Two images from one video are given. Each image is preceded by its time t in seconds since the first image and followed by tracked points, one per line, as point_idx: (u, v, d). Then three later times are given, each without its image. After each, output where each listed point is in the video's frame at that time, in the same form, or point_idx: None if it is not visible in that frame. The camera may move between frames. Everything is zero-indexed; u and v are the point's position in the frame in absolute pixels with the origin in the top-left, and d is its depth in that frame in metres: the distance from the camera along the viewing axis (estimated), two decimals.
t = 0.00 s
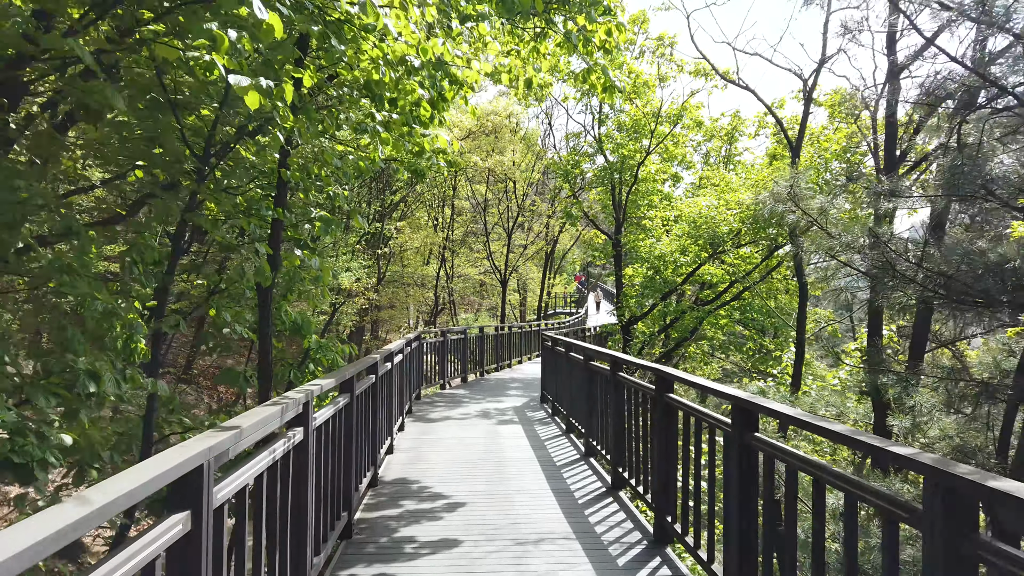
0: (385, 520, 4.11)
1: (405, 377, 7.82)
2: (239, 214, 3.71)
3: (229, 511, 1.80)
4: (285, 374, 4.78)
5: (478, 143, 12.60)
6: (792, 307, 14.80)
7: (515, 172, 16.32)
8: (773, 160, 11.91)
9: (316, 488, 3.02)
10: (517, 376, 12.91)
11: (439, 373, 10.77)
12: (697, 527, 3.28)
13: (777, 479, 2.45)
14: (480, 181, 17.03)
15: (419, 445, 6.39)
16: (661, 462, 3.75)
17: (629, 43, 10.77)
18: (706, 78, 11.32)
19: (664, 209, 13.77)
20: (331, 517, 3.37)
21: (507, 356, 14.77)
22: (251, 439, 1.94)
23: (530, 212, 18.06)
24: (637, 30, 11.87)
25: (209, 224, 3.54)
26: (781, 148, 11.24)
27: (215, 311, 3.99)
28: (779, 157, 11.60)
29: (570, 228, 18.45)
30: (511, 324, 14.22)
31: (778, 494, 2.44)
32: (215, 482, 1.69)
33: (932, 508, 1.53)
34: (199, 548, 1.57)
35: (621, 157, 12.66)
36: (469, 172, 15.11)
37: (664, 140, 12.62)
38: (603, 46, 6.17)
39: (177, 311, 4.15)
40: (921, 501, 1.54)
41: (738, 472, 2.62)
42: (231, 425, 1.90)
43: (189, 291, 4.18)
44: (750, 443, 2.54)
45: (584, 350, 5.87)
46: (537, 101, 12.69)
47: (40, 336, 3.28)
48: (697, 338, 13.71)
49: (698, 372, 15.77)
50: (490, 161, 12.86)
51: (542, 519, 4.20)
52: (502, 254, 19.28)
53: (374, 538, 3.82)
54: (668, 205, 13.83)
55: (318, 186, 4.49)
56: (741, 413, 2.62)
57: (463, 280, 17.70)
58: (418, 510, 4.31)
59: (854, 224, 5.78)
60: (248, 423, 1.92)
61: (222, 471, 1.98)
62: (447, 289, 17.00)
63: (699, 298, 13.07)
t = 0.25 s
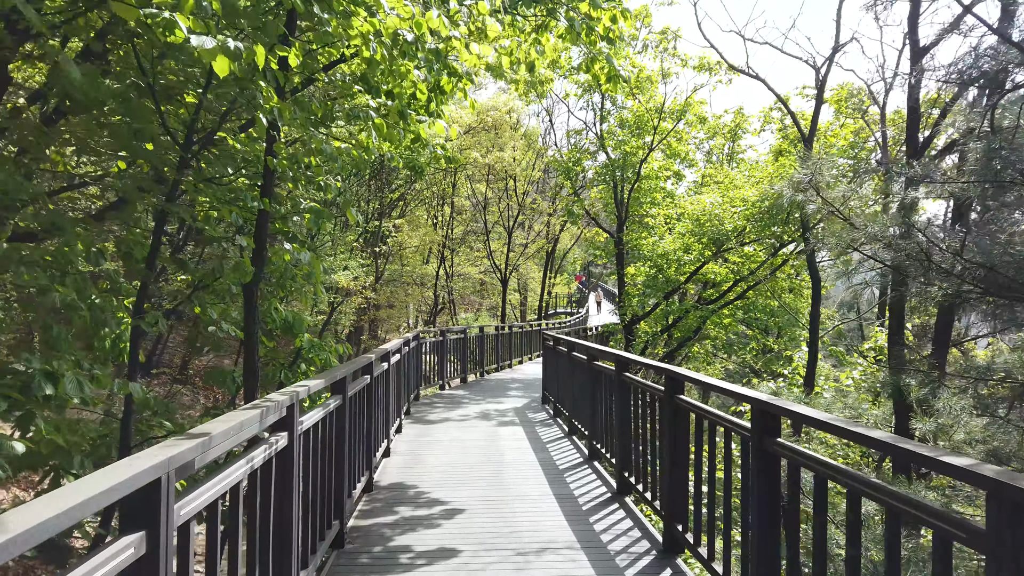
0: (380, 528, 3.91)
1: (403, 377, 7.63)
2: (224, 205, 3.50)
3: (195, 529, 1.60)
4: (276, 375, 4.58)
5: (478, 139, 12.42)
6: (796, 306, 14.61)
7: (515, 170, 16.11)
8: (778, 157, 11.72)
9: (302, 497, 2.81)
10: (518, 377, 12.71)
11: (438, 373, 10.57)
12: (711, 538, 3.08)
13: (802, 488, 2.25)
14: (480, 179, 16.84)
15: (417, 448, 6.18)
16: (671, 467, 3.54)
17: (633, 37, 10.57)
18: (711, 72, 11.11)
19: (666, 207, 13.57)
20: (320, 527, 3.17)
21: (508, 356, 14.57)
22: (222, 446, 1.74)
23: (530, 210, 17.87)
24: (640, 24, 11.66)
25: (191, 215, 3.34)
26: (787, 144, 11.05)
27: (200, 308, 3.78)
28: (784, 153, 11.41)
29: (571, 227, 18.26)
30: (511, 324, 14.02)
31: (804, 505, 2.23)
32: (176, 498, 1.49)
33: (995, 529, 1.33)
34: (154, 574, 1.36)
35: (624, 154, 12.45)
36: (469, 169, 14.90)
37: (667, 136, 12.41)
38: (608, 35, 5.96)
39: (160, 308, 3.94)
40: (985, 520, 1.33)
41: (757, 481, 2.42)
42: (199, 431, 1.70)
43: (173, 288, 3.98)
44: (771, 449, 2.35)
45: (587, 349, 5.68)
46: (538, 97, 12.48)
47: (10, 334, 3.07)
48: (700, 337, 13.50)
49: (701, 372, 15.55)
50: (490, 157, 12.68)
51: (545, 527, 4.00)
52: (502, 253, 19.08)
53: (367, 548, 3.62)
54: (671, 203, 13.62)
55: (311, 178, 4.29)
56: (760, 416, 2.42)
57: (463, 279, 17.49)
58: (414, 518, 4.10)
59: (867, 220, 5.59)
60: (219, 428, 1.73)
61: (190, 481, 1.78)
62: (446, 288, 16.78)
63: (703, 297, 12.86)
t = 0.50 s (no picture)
0: (374, 539, 3.69)
1: (401, 378, 7.41)
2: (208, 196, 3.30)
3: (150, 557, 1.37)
4: (266, 376, 4.36)
5: (479, 136, 12.21)
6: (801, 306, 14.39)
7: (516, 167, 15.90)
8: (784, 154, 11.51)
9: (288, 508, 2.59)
10: (519, 378, 12.49)
11: (437, 373, 10.35)
12: (728, 552, 2.86)
13: (837, 502, 2.04)
14: (480, 177, 16.62)
15: (415, 451, 5.96)
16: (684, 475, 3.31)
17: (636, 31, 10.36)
18: (716, 67, 10.89)
19: (670, 205, 13.35)
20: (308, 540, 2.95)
21: (508, 356, 14.35)
22: (186, 460, 1.53)
23: (531, 209, 17.66)
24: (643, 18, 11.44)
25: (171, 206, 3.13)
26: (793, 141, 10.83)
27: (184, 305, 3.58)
28: (790, 150, 11.20)
29: (572, 226, 18.03)
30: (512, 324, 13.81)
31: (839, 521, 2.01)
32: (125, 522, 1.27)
33: None
34: None
35: (627, 151, 12.24)
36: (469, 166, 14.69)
37: (671, 132, 12.19)
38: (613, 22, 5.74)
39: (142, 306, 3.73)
40: None
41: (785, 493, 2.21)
42: (159, 443, 1.49)
43: (156, 284, 3.77)
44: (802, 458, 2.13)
45: (592, 349, 5.45)
46: (540, 92, 12.27)
47: None
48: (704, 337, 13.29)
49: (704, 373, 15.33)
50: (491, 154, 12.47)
51: (549, 538, 3.78)
52: (502, 252, 18.86)
53: (360, 561, 3.40)
54: (674, 201, 13.41)
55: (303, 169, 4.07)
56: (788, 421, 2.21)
57: (463, 279, 17.26)
58: (411, 527, 3.89)
59: (884, 215, 5.37)
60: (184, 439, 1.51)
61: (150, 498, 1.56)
62: (446, 288, 16.57)
63: (707, 297, 12.65)
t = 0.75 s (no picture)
0: (361, 555, 3.50)
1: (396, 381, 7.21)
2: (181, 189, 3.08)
3: None
4: (251, 381, 4.16)
5: (478, 134, 12.02)
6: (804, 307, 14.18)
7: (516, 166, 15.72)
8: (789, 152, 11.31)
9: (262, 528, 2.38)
10: (518, 380, 12.29)
11: (434, 376, 10.15)
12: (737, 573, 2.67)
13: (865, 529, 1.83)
14: (479, 176, 16.43)
15: (409, 458, 5.76)
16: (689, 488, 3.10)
17: (638, 27, 10.18)
18: (718, 63, 10.69)
19: (672, 204, 13.16)
20: (287, 560, 2.74)
21: (507, 358, 14.15)
22: (125, 489, 1.33)
23: (531, 208, 17.46)
24: (645, 13, 11.25)
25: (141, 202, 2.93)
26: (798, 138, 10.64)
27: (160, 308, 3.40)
28: (795, 148, 11.00)
29: (572, 225, 17.83)
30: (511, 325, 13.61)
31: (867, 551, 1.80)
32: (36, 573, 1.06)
33: None
34: None
35: (628, 149, 12.05)
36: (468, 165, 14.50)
37: (673, 130, 12.01)
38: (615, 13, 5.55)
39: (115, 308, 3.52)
40: None
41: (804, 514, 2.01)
42: (91, 471, 1.29)
43: (131, 285, 3.56)
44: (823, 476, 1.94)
45: (593, 352, 5.25)
46: (540, 89, 12.08)
47: None
48: (706, 338, 13.10)
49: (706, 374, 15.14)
50: (489, 152, 12.28)
51: (546, 552, 3.58)
52: (502, 252, 18.66)
53: None
54: (676, 200, 13.23)
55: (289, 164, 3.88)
56: (807, 435, 2.01)
57: (462, 279, 17.06)
58: (401, 541, 3.69)
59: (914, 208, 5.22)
60: (121, 464, 1.32)
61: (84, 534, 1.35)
62: (445, 288, 16.37)
63: (709, 297, 12.44)
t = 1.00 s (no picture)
0: (347, 569, 3.28)
1: (391, 383, 7.00)
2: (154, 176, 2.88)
3: None
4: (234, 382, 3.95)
5: (476, 129, 11.81)
6: (808, 306, 13.97)
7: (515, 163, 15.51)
8: (794, 148, 11.10)
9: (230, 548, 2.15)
10: (517, 380, 12.07)
11: (432, 377, 9.93)
12: None
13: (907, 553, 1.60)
14: (478, 173, 16.23)
15: (404, 463, 5.54)
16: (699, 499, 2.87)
17: (641, 20, 9.98)
18: (722, 57, 10.48)
19: (674, 201, 12.95)
20: None
21: (507, 358, 13.93)
22: (39, 517, 1.11)
23: (531, 206, 17.26)
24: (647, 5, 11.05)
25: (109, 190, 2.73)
26: (803, 134, 10.45)
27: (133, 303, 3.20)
28: (800, 144, 10.80)
29: (573, 224, 17.61)
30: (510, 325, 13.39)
31: None
32: None
33: None
34: None
35: (630, 145, 11.84)
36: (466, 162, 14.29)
37: (675, 125, 11.80)
38: None
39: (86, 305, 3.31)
40: None
41: (831, 532, 1.80)
42: None
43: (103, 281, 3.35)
44: (851, 489, 1.73)
45: (594, 353, 5.04)
46: (540, 84, 11.87)
47: None
48: (709, 338, 12.88)
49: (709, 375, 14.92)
50: (488, 149, 12.08)
51: (544, 565, 3.37)
52: (501, 251, 18.44)
53: None
54: (678, 197, 13.02)
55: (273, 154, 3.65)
56: (834, 443, 1.80)
57: (461, 278, 16.85)
58: (390, 554, 3.48)
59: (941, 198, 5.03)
60: (37, 485, 1.11)
61: None
62: (444, 288, 16.16)
63: (712, 296, 12.23)
